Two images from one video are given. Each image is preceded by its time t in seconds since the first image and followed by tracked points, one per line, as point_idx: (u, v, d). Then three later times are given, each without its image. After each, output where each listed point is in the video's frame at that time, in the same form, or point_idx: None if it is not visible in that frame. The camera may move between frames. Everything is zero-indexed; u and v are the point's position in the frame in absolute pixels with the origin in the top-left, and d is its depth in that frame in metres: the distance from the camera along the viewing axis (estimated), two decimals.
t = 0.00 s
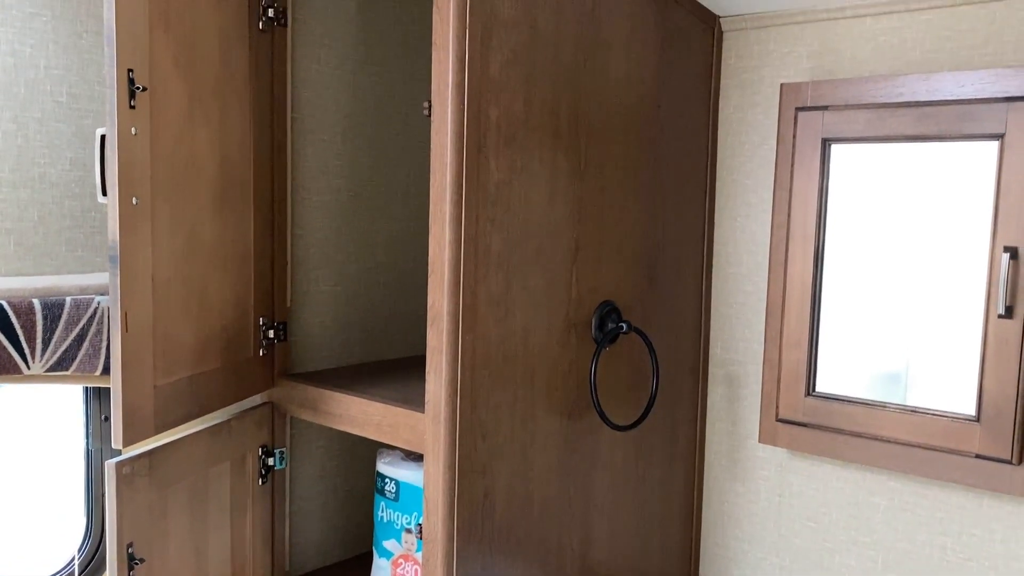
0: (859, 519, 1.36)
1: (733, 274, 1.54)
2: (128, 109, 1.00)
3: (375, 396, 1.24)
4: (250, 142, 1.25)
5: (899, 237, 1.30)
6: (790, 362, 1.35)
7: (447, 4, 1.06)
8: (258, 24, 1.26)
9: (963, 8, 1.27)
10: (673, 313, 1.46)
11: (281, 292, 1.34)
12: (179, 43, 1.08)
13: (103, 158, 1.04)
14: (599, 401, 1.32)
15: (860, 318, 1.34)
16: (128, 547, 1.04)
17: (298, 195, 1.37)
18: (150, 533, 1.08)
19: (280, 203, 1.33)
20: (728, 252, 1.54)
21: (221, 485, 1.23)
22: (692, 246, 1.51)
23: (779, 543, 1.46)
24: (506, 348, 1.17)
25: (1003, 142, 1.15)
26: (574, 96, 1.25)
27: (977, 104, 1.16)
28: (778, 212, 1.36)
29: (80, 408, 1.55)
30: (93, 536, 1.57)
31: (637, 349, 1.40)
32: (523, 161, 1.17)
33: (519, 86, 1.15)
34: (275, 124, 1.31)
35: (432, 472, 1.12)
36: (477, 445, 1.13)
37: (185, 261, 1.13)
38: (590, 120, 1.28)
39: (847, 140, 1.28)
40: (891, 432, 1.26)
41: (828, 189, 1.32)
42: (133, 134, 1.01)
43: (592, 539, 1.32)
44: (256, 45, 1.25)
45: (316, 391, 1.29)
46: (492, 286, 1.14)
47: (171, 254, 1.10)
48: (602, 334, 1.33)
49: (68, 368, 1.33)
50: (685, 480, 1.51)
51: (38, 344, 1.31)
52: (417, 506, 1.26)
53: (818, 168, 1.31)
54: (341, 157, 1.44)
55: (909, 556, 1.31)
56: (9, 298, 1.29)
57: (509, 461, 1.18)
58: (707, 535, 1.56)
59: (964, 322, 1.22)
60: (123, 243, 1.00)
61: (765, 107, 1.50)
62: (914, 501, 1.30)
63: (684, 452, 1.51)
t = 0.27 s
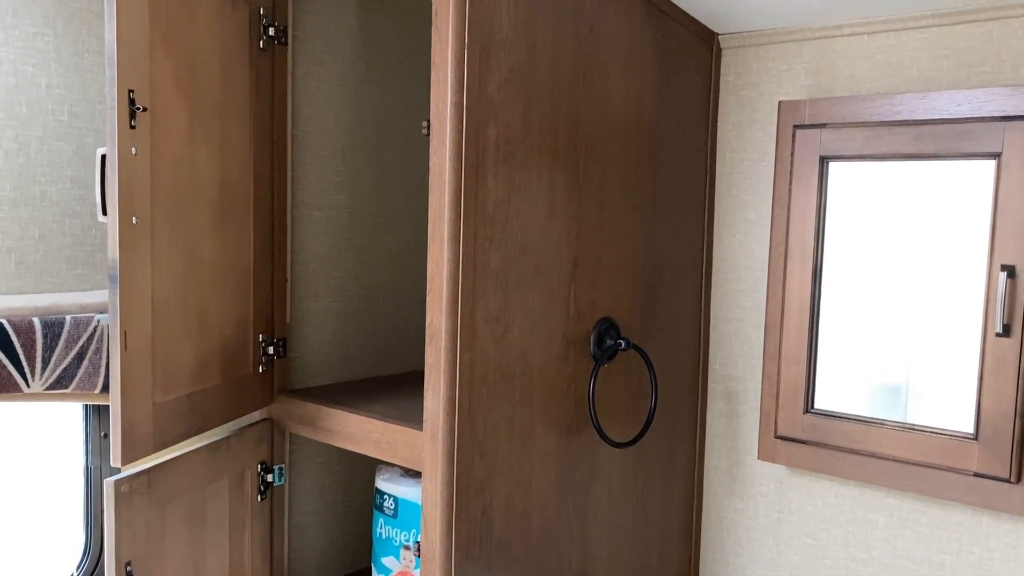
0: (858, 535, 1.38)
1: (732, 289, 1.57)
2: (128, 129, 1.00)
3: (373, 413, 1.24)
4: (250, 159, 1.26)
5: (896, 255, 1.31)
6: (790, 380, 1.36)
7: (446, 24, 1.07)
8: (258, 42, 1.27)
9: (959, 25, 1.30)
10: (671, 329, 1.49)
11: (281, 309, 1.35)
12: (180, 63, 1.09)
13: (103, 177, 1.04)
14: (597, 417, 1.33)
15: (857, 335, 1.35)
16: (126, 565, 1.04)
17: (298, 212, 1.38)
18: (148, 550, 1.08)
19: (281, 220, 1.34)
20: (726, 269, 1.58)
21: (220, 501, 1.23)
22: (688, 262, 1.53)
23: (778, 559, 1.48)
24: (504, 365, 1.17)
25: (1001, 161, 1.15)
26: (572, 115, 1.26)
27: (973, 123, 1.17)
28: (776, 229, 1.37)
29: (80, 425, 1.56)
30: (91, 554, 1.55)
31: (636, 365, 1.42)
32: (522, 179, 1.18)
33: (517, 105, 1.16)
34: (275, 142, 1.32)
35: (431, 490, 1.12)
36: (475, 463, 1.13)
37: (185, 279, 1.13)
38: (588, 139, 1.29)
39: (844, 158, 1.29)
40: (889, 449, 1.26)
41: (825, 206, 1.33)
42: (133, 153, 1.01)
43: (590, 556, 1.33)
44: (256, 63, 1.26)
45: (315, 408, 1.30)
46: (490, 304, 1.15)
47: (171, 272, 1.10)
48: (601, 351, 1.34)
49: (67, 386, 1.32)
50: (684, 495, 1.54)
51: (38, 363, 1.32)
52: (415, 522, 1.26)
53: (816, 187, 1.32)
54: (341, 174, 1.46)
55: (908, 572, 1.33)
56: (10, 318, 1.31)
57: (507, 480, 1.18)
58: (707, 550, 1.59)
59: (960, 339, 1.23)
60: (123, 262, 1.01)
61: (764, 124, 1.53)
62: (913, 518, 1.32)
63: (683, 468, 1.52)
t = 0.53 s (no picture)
0: (862, 551, 1.40)
1: (736, 304, 1.59)
2: (134, 151, 1.01)
3: (377, 431, 1.25)
4: (255, 177, 1.27)
5: (896, 269, 1.33)
6: (793, 397, 1.38)
7: (449, 44, 1.07)
8: (264, 61, 1.28)
9: (958, 43, 1.32)
10: (675, 345, 1.50)
11: (286, 326, 1.36)
12: (185, 83, 1.10)
13: (109, 198, 1.05)
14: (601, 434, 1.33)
15: (859, 348, 1.36)
16: None
17: (303, 229, 1.39)
18: (153, 569, 1.08)
19: (286, 237, 1.35)
20: (729, 284, 1.59)
21: (225, 519, 1.24)
22: (690, 277, 1.54)
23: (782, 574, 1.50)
24: (507, 383, 1.17)
25: (1002, 179, 1.17)
26: (575, 132, 1.26)
27: (975, 141, 1.18)
28: (780, 247, 1.38)
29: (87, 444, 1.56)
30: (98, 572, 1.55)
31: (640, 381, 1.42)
32: (525, 197, 1.19)
33: (521, 124, 1.17)
34: (280, 160, 1.33)
35: (434, 509, 1.12)
36: (479, 481, 1.13)
37: (190, 298, 1.14)
38: (591, 157, 1.30)
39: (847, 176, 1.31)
40: (893, 467, 1.28)
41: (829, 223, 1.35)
42: (139, 175, 1.02)
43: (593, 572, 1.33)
44: (261, 82, 1.27)
45: (320, 425, 1.30)
46: (493, 322, 1.15)
47: (176, 291, 1.11)
48: (605, 367, 1.34)
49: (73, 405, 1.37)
50: (689, 512, 1.56)
51: (44, 383, 1.34)
52: (420, 539, 1.27)
53: (819, 205, 1.34)
54: (346, 191, 1.47)
55: None
56: (16, 338, 1.34)
57: (511, 498, 1.18)
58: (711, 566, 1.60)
59: (962, 355, 1.25)
60: (128, 283, 1.01)
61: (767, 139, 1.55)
62: (918, 534, 1.34)
63: (686, 484, 1.54)
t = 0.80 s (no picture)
0: (872, 567, 1.42)
1: (741, 320, 1.61)
2: (142, 176, 1.02)
3: (384, 450, 1.26)
4: (263, 198, 1.28)
5: (900, 289, 1.37)
6: (800, 412, 1.42)
7: (454, 67, 1.08)
8: (271, 83, 1.29)
9: (963, 60, 1.34)
10: (679, 360, 1.51)
11: (293, 345, 1.37)
12: (193, 107, 1.12)
13: (117, 222, 1.06)
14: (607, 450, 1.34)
15: (865, 365, 1.40)
16: None
17: (310, 249, 1.41)
18: None
19: (293, 256, 1.36)
20: (734, 300, 1.62)
21: (233, 538, 1.24)
22: (694, 293, 1.55)
23: None
24: (513, 402, 1.18)
25: (1006, 196, 1.21)
26: (579, 152, 1.28)
27: (980, 160, 1.22)
28: (785, 264, 1.44)
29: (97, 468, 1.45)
30: None
31: (645, 397, 1.43)
32: (530, 217, 1.19)
33: (525, 145, 1.18)
34: (288, 180, 1.34)
35: (440, 530, 1.12)
36: (485, 500, 1.14)
37: (198, 319, 1.15)
38: (595, 177, 1.31)
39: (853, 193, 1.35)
40: (901, 483, 1.32)
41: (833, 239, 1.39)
42: (147, 199, 1.03)
43: None
44: (269, 103, 1.29)
45: (327, 443, 1.31)
46: (499, 342, 1.15)
47: (184, 312, 1.12)
48: (611, 385, 1.35)
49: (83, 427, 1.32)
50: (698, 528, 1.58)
51: (54, 406, 1.30)
52: (428, 557, 1.28)
53: (824, 224, 1.39)
54: (352, 210, 1.49)
55: None
56: (26, 362, 1.28)
57: (517, 517, 1.18)
58: None
59: (969, 373, 1.28)
60: (137, 306, 1.02)
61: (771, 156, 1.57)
62: (926, 551, 1.36)
63: (695, 500, 1.57)
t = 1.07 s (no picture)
0: None
1: (753, 334, 1.63)
2: (156, 198, 1.04)
3: (395, 466, 1.27)
4: (276, 217, 1.30)
5: (913, 309, 1.40)
6: (811, 428, 1.47)
7: (463, 87, 1.09)
8: (284, 103, 1.31)
9: (971, 74, 1.35)
10: (691, 374, 1.53)
11: (306, 361, 1.39)
12: (207, 130, 1.14)
13: (131, 244, 1.08)
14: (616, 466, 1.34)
15: (877, 381, 1.44)
16: None
17: (322, 266, 1.43)
18: None
19: (306, 274, 1.38)
20: (745, 317, 1.63)
21: (246, 553, 1.26)
22: (703, 307, 1.56)
23: None
24: (522, 419, 1.18)
25: (1017, 211, 1.24)
26: (588, 170, 1.29)
27: (991, 176, 1.26)
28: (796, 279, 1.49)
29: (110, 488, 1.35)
30: None
31: (654, 412, 1.43)
32: (539, 235, 1.20)
33: (534, 163, 1.19)
34: (300, 199, 1.36)
35: (451, 546, 1.13)
36: (495, 516, 1.14)
37: (212, 338, 1.16)
38: (605, 194, 1.33)
39: (863, 207, 1.41)
40: (913, 499, 1.36)
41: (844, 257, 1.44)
42: (161, 221, 1.05)
43: None
44: (281, 123, 1.31)
45: (339, 459, 1.32)
46: (508, 359, 1.16)
47: (198, 331, 1.13)
48: (621, 401, 1.35)
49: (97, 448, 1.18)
50: (709, 542, 1.60)
51: (70, 425, 1.16)
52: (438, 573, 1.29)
53: (834, 242, 1.44)
54: (364, 228, 1.52)
55: None
56: (43, 380, 1.13)
57: (527, 534, 1.19)
58: None
59: (982, 391, 1.32)
60: (151, 327, 1.04)
61: (780, 173, 1.59)
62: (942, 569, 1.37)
63: (708, 513, 1.59)
